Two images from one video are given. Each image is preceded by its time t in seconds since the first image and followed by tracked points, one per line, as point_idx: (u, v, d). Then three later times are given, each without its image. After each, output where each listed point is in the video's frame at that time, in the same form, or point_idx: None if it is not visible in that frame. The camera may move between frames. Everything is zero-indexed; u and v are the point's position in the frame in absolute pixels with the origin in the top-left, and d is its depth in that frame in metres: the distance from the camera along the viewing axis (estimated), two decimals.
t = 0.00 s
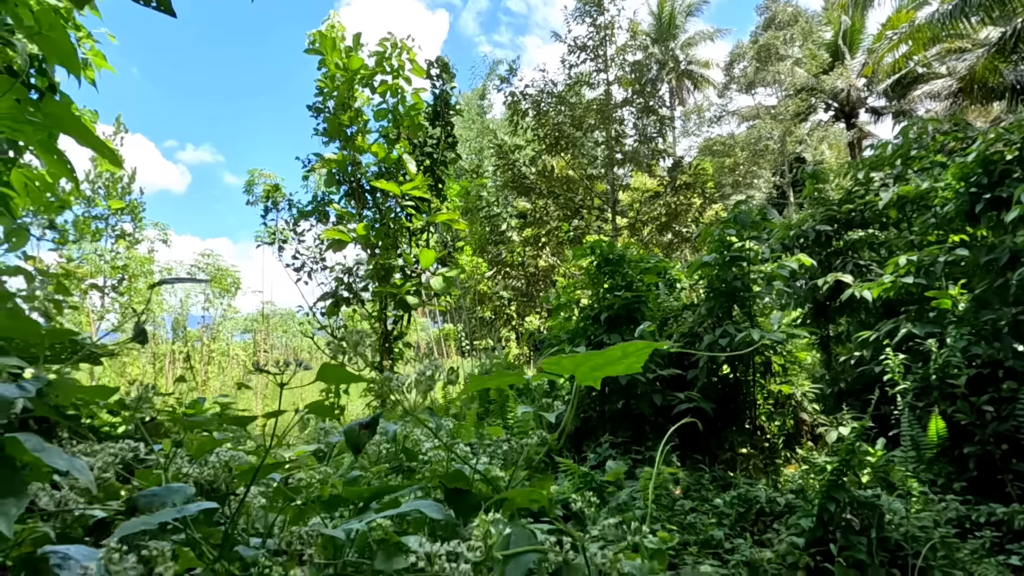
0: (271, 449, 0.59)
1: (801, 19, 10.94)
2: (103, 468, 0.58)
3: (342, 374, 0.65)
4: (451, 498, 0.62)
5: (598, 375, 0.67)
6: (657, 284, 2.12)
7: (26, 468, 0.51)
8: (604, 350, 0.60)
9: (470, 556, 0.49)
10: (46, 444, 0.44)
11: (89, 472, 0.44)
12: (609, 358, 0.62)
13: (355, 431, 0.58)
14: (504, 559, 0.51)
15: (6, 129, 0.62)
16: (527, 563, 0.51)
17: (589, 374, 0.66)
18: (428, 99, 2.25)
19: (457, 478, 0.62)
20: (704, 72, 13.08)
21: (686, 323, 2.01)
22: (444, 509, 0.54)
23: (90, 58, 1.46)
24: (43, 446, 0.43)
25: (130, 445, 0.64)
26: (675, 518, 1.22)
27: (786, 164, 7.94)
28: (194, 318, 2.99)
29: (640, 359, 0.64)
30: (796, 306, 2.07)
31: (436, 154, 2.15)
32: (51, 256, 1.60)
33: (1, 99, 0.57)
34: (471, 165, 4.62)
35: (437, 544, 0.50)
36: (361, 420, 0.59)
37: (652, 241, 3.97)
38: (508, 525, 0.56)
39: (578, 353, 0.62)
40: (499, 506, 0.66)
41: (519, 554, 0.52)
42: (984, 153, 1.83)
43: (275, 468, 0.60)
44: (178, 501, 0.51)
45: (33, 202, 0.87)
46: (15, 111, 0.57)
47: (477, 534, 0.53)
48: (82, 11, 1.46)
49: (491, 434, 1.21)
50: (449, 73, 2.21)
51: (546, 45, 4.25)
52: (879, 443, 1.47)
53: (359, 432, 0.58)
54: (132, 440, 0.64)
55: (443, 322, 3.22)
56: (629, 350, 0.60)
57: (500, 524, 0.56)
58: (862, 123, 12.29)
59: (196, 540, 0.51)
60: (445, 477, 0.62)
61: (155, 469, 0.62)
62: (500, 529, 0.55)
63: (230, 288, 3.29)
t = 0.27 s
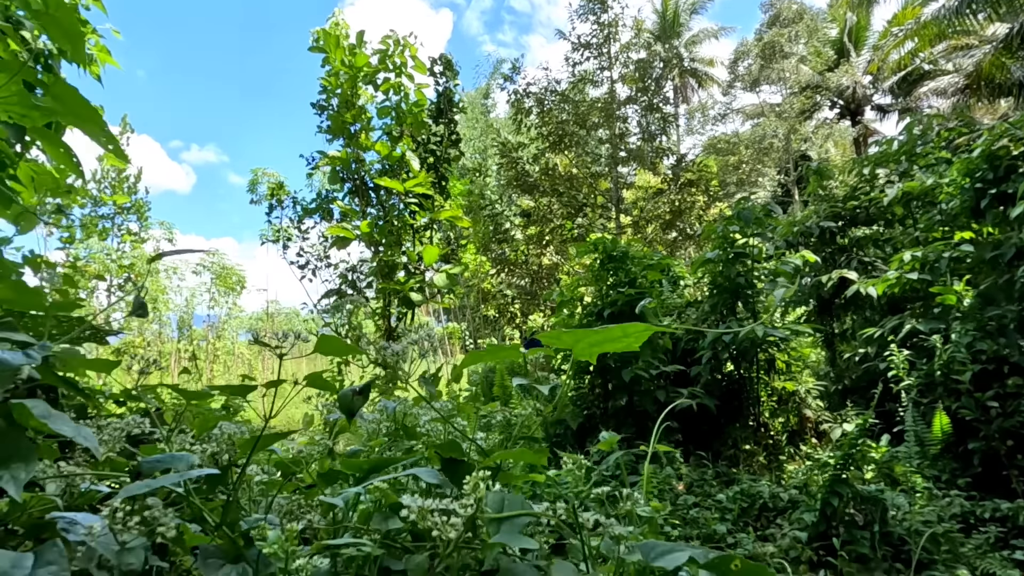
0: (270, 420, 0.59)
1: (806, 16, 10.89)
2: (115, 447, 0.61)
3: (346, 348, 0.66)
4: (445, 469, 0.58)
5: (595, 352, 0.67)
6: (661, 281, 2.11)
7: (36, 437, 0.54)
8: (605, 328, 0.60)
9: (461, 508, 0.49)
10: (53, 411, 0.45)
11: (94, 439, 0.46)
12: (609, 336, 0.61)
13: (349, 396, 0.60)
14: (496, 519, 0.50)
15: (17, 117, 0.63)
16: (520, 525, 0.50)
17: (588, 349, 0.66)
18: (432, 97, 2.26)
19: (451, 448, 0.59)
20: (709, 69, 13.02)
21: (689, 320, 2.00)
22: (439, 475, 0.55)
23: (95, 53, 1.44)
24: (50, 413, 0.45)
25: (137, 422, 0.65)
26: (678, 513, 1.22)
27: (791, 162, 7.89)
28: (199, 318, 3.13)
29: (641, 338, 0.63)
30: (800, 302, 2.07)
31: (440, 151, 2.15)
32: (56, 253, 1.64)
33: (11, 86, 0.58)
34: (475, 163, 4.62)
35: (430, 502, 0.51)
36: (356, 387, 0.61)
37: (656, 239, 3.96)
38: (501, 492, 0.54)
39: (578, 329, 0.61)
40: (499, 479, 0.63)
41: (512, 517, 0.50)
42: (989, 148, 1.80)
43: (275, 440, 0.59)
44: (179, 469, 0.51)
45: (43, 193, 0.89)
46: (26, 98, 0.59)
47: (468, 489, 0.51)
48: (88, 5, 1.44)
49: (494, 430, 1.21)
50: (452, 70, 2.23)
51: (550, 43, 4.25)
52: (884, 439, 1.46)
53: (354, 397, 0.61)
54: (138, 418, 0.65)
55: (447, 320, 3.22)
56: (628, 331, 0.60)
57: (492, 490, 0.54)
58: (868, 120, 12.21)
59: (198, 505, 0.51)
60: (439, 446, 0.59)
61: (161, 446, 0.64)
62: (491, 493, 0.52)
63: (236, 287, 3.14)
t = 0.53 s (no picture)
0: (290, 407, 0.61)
1: (810, 15, 10.85)
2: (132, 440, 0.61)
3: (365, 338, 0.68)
4: (462, 455, 0.60)
5: (609, 344, 0.67)
6: (665, 280, 2.10)
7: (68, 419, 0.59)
8: (618, 318, 0.60)
9: (483, 493, 0.51)
10: (82, 398, 0.50)
11: (122, 424, 0.50)
12: (622, 327, 0.62)
13: (373, 380, 0.63)
14: (516, 505, 0.53)
15: (33, 113, 0.65)
16: (539, 509, 0.53)
17: (602, 341, 0.66)
18: (436, 96, 2.27)
19: (470, 437, 0.59)
20: (712, 68, 12.98)
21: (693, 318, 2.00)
22: (457, 463, 0.56)
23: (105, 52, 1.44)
24: (80, 399, 0.49)
25: (154, 412, 0.65)
26: (683, 511, 1.22)
27: (795, 161, 7.86)
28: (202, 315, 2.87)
29: (653, 329, 0.64)
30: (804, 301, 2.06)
31: (444, 150, 2.16)
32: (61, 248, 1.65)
33: (30, 84, 0.59)
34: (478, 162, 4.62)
35: (453, 485, 0.53)
36: (379, 370, 0.64)
37: (659, 238, 3.96)
38: (520, 479, 0.57)
39: (591, 321, 0.62)
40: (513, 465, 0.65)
41: (530, 502, 0.53)
42: (995, 147, 1.79)
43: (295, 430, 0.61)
44: (204, 456, 0.52)
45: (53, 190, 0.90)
46: (44, 93, 0.60)
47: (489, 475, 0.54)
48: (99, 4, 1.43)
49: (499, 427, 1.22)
50: (456, 70, 2.24)
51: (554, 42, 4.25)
52: (889, 437, 1.46)
53: (377, 380, 0.64)
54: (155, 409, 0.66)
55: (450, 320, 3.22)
56: (640, 321, 0.61)
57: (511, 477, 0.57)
58: (872, 119, 12.17)
59: (220, 492, 0.52)
60: (455, 435, 0.60)
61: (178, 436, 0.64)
62: (511, 480, 0.56)
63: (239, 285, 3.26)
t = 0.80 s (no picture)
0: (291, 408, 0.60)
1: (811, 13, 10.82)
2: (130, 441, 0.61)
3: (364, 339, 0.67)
4: (463, 457, 0.60)
5: (611, 345, 0.68)
6: (666, 279, 2.10)
7: (67, 419, 0.59)
8: (621, 318, 0.61)
9: (487, 497, 0.51)
10: (81, 400, 0.49)
11: (120, 427, 0.50)
12: (623, 327, 0.63)
13: (376, 382, 0.63)
14: (518, 508, 0.52)
15: (33, 113, 0.65)
16: (541, 512, 0.53)
17: (603, 342, 0.67)
18: (436, 95, 2.27)
19: (472, 438, 0.60)
20: (713, 66, 12.93)
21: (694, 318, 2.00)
22: (460, 465, 0.56)
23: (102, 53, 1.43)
24: (80, 401, 0.49)
25: (154, 413, 0.64)
26: (684, 511, 1.22)
27: (796, 159, 7.84)
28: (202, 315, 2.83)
29: (654, 329, 0.65)
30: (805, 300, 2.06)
31: (444, 149, 2.15)
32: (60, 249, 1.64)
33: (31, 84, 0.60)
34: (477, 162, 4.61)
35: (456, 488, 0.52)
36: (382, 372, 0.64)
37: (660, 237, 3.96)
38: (522, 481, 0.57)
39: (593, 321, 0.63)
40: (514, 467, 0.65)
41: (533, 505, 0.53)
42: (996, 146, 1.79)
43: (297, 430, 0.61)
44: (205, 458, 0.52)
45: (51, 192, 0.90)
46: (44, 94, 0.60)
47: (492, 477, 0.53)
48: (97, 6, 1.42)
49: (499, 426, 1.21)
50: (456, 69, 2.22)
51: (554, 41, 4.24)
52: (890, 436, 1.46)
53: (380, 382, 0.63)
54: (154, 411, 0.65)
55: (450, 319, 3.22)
56: (642, 321, 0.61)
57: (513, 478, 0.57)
58: (873, 118, 12.14)
59: (221, 495, 0.52)
60: (457, 437, 0.60)
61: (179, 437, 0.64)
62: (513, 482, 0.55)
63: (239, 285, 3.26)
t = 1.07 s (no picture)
0: (291, 410, 0.60)
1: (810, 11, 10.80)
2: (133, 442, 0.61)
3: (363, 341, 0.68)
4: (462, 458, 0.60)
5: (608, 344, 0.68)
6: (665, 278, 2.10)
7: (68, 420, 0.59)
8: (614, 316, 0.61)
9: (485, 497, 0.51)
10: (84, 402, 0.50)
11: (122, 427, 0.51)
12: (617, 326, 0.63)
13: (378, 386, 0.64)
14: (516, 508, 0.53)
15: (33, 117, 0.65)
16: (539, 511, 0.53)
17: (599, 341, 0.68)
18: (436, 94, 2.27)
19: (470, 439, 0.60)
20: (712, 64, 12.90)
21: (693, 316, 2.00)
22: (459, 466, 0.55)
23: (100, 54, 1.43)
24: (83, 404, 0.50)
25: (156, 414, 0.64)
26: (684, 509, 1.23)
27: (796, 158, 7.83)
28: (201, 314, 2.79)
29: (648, 326, 0.65)
30: (804, 299, 2.06)
31: (444, 148, 2.15)
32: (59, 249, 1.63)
33: (32, 86, 0.60)
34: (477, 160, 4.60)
35: (455, 488, 0.53)
36: (383, 375, 0.65)
37: (659, 236, 3.96)
38: (520, 481, 0.57)
39: (586, 320, 0.63)
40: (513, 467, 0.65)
41: (530, 504, 0.53)
42: (995, 144, 1.80)
43: (297, 431, 0.61)
44: (205, 459, 0.52)
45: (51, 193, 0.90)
46: (46, 98, 0.61)
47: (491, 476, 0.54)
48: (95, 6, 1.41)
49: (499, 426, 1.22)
50: (456, 68, 2.22)
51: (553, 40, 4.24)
52: (889, 434, 1.47)
53: (382, 386, 0.64)
54: (155, 411, 0.65)
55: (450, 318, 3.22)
56: (634, 318, 0.61)
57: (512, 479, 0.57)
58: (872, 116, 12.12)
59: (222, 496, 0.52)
60: (456, 438, 0.61)
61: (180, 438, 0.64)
62: (511, 483, 0.56)
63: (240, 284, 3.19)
